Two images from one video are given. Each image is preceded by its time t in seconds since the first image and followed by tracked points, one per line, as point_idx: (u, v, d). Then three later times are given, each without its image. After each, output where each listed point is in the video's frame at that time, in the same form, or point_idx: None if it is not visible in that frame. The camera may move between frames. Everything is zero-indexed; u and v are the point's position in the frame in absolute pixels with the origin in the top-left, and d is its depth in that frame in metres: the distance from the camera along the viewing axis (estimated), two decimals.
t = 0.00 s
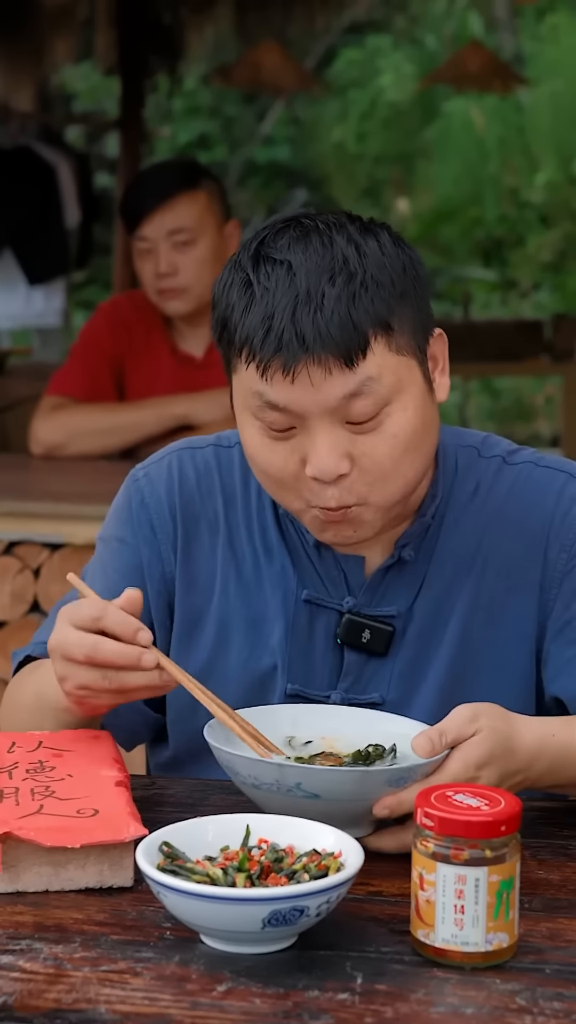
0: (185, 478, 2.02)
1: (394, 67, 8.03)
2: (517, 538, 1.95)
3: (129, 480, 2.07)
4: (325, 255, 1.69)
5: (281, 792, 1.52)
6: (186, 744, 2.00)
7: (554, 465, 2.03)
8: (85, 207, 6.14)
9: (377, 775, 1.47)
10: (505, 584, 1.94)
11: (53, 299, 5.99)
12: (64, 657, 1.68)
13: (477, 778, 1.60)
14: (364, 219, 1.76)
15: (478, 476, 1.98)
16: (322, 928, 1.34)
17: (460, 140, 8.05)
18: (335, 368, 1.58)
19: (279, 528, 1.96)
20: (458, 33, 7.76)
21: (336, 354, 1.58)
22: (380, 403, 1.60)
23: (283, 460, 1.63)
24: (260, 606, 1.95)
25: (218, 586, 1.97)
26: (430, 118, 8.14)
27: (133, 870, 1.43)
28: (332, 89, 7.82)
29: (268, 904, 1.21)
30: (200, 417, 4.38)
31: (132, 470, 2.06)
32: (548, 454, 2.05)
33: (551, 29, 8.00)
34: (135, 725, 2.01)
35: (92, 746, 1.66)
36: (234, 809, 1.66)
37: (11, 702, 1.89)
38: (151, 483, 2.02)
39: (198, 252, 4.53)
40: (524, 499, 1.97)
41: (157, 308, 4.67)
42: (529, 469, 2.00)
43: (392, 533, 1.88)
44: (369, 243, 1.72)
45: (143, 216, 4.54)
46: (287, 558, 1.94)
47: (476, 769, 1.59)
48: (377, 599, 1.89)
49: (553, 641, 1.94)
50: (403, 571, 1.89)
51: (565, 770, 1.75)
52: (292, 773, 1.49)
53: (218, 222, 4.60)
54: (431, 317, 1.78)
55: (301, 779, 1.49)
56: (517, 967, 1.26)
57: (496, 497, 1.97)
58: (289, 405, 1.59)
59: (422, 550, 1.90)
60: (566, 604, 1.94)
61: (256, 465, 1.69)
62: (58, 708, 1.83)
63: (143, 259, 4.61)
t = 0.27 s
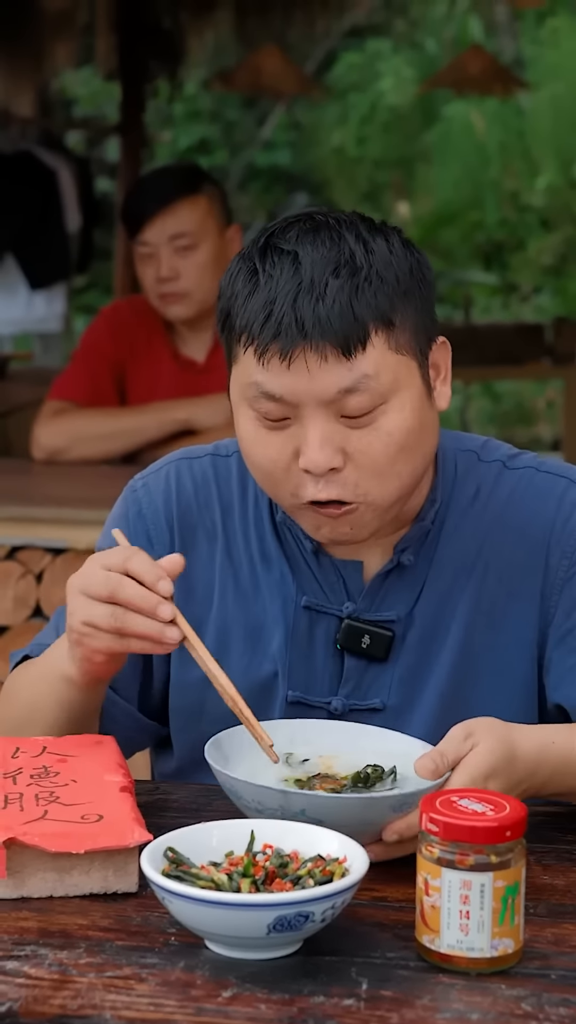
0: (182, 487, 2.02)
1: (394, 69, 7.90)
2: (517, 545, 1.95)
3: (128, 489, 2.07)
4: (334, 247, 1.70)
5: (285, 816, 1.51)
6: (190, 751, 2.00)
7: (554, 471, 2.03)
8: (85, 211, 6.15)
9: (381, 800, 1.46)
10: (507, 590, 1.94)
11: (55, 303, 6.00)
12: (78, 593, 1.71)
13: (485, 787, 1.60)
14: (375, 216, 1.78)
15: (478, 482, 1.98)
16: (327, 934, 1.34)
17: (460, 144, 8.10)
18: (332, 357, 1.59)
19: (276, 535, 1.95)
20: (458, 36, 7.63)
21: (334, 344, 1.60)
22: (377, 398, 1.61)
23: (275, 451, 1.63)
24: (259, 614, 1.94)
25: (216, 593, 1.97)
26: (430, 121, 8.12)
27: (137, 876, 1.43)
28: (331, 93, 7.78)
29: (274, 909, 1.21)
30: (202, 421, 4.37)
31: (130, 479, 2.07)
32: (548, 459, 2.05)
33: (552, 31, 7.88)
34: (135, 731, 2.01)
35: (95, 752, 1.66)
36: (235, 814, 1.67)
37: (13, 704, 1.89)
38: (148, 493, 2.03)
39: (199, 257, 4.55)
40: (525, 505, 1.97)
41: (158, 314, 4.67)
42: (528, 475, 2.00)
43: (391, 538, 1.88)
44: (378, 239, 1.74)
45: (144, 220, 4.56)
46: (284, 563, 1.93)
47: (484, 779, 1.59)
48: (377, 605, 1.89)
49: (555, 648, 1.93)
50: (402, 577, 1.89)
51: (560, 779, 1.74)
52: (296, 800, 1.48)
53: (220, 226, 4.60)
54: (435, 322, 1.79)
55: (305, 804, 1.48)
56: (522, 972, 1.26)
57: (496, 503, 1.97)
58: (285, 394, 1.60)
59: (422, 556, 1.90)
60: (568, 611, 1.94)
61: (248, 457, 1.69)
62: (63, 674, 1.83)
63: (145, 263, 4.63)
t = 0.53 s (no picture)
0: (186, 494, 2.01)
1: (396, 75, 8.39)
2: (523, 553, 1.95)
3: (131, 494, 2.06)
4: (355, 241, 1.71)
5: (283, 823, 1.52)
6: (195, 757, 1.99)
7: (559, 479, 2.03)
8: (88, 216, 6.16)
9: (380, 804, 1.47)
10: (512, 597, 1.94)
11: (56, 308, 5.97)
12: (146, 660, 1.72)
13: (492, 776, 1.60)
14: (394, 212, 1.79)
15: (483, 489, 1.97)
16: (328, 939, 1.34)
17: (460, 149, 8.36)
18: (346, 350, 1.60)
19: (281, 540, 1.94)
20: (459, 40, 7.96)
21: (349, 337, 1.61)
22: (389, 394, 1.62)
23: (283, 443, 1.64)
24: (262, 619, 1.93)
25: (220, 601, 1.96)
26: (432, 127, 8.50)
27: (138, 882, 1.43)
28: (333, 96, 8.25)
29: (275, 916, 1.21)
30: (204, 425, 4.38)
31: (133, 485, 2.06)
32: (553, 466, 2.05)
33: (553, 36, 8.23)
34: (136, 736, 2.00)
35: (97, 757, 1.65)
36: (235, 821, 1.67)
37: (19, 710, 1.90)
38: (152, 501, 2.02)
39: (201, 262, 4.53)
40: (531, 511, 1.97)
41: (159, 318, 4.67)
42: (533, 482, 2.00)
43: (396, 542, 1.88)
44: (397, 234, 1.74)
45: (146, 224, 4.54)
46: (288, 568, 1.92)
47: (491, 765, 1.59)
48: (382, 610, 1.89)
49: (559, 660, 1.94)
50: (407, 582, 1.89)
51: (565, 784, 1.73)
52: (294, 802, 1.49)
53: (222, 231, 4.61)
54: (451, 321, 1.79)
55: (304, 807, 1.49)
56: (524, 977, 1.25)
57: (501, 511, 1.96)
58: (297, 384, 1.60)
59: (426, 561, 1.90)
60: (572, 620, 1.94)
61: (257, 449, 1.69)
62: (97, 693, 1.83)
63: (146, 267, 4.59)
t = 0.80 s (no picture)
0: (192, 498, 2.00)
1: (397, 77, 8.38)
2: (530, 558, 1.95)
3: (136, 497, 2.06)
4: (367, 246, 1.71)
5: (283, 825, 1.52)
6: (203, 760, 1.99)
7: (565, 484, 2.02)
8: (88, 218, 6.17)
9: (379, 806, 1.47)
10: (518, 602, 1.94)
11: (57, 311, 5.98)
12: (165, 707, 1.74)
13: (499, 780, 1.60)
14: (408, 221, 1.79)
15: (490, 493, 1.97)
16: (327, 941, 1.34)
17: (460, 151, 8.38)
18: (351, 352, 1.60)
19: (287, 544, 1.94)
20: (460, 42, 8.08)
21: (354, 339, 1.61)
22: (393, 398, 1.62)
23: (287, 442, 1.64)
24: (268, 622, 1.93)
25: (225, 605, 1.96)
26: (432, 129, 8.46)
27: (138, 883, 1.43)
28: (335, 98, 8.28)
29: (273, 918, 1.20)
30: (205, 427, 4.38)
31: (138, 488, 2.05)
32: (559, 471, 2.04)
33: (553, 38, 8.21)
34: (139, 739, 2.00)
35: (97, 760, 1.65)
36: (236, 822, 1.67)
37: (21, 712, 1.91)
38: (157, 505, 2.01)
39: (201, 263, 4.53)
40: (539, 515, 1.97)
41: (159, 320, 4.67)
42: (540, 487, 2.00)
43: (402, 547, 1.88)
44: (409, 243, 1.74)
45: (146, 226, 4.56)
46: (295, 572, 1.92)
47: (497, 769, 1.59)
48: (388, 614, 1.88)
49: (564, 665, 1.94)
50: (413, 586, 1.89)
51: (571, 792, 1.72)
52: (294, 804, 1.49)
53: (222, 233, 4.62)
54: (459, 330, 1.79)
55: (303, 809, 1.49)
56: (523, 979, 1.25)
57: (507, 515, 1.96)
58: (301, 384, 1.61)
59: (433, 565, 1.90)
60: None
61: (261, 448, 1.69)
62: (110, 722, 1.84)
63: (146, 270, 4.60)
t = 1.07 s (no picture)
0: (192, 502, 2.01)
1: (396, 80, 8.39)
2: (530, 563, 1.95)
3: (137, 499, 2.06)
4: (381, 254, 1.72)
5: (281, 826, 1.52)
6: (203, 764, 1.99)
7: (565, 489, 2.03)
8: (88, 221, 6.18)
9: (377, 807, 1.47)
10: (518, 606, 1.94)
11: (57, 314, 6.06)
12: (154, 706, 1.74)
13: (498, 783, 1.60)
14: (430, 233, 1.79)
15: (491, 498, 1.97)
16: (325, 942, 1.34)
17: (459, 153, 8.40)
18: (344, 357, 1.61)
19: (287, 548, 1.94)
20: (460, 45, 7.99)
21: (350, 345, 1.61)
22: (384, 408, 1.62)
23: (277, 440, 1.65)
24: (267, 627, 1.93)
25: (225, 609, 1.96)
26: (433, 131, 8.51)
27: (136, 885, 1.43)
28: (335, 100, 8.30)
29: (270, 919, 1.21)
30: (204, 429, 4.39)
31: (138, 490, 2.05)
32: (558, 476, 2.05)
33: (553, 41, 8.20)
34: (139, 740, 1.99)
35: (94, 762, 1.65)
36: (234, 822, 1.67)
37: (19, 711, 1.90)
38: (157, 507, 2.02)
39: (197, 264, 4.53)
40: (540, 521, 1.97)
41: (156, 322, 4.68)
42: (541, 492, 2.00)
43: (404, 551, 1.88)
44: (426, 256, 1.74)
45: (142, 227, 4.55)
46: (294, 576, 1.92)
47: (497, 773, 1.60)
48: (388, 619, 1.88)
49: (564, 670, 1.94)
50: (413, 592, 1.89)
51: (571, 798, 1.72)
52: (292, 805, 1.49)
53: (218, 234, 4.62)
54: (467, 347, 1.79)
55: (301, 810, 1.49)
56: (521, 980, 1.25)
57: (509, 520, 1.96)
58: (294, 382, 1.61)
59: (433, 570, 1.90)
60: None
61: (256, 444, 1.70)
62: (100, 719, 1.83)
63: (143, 272, 4.60)
